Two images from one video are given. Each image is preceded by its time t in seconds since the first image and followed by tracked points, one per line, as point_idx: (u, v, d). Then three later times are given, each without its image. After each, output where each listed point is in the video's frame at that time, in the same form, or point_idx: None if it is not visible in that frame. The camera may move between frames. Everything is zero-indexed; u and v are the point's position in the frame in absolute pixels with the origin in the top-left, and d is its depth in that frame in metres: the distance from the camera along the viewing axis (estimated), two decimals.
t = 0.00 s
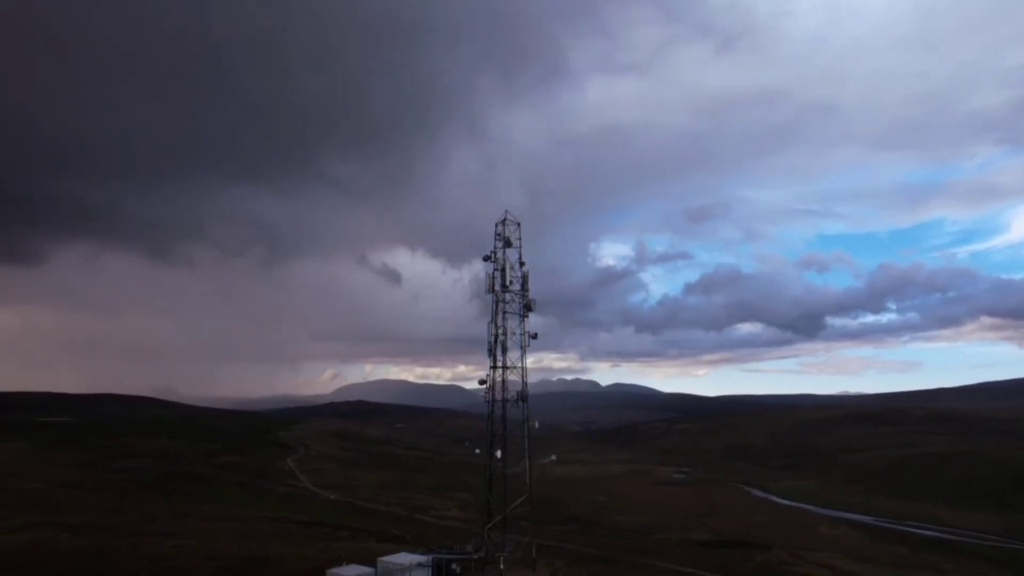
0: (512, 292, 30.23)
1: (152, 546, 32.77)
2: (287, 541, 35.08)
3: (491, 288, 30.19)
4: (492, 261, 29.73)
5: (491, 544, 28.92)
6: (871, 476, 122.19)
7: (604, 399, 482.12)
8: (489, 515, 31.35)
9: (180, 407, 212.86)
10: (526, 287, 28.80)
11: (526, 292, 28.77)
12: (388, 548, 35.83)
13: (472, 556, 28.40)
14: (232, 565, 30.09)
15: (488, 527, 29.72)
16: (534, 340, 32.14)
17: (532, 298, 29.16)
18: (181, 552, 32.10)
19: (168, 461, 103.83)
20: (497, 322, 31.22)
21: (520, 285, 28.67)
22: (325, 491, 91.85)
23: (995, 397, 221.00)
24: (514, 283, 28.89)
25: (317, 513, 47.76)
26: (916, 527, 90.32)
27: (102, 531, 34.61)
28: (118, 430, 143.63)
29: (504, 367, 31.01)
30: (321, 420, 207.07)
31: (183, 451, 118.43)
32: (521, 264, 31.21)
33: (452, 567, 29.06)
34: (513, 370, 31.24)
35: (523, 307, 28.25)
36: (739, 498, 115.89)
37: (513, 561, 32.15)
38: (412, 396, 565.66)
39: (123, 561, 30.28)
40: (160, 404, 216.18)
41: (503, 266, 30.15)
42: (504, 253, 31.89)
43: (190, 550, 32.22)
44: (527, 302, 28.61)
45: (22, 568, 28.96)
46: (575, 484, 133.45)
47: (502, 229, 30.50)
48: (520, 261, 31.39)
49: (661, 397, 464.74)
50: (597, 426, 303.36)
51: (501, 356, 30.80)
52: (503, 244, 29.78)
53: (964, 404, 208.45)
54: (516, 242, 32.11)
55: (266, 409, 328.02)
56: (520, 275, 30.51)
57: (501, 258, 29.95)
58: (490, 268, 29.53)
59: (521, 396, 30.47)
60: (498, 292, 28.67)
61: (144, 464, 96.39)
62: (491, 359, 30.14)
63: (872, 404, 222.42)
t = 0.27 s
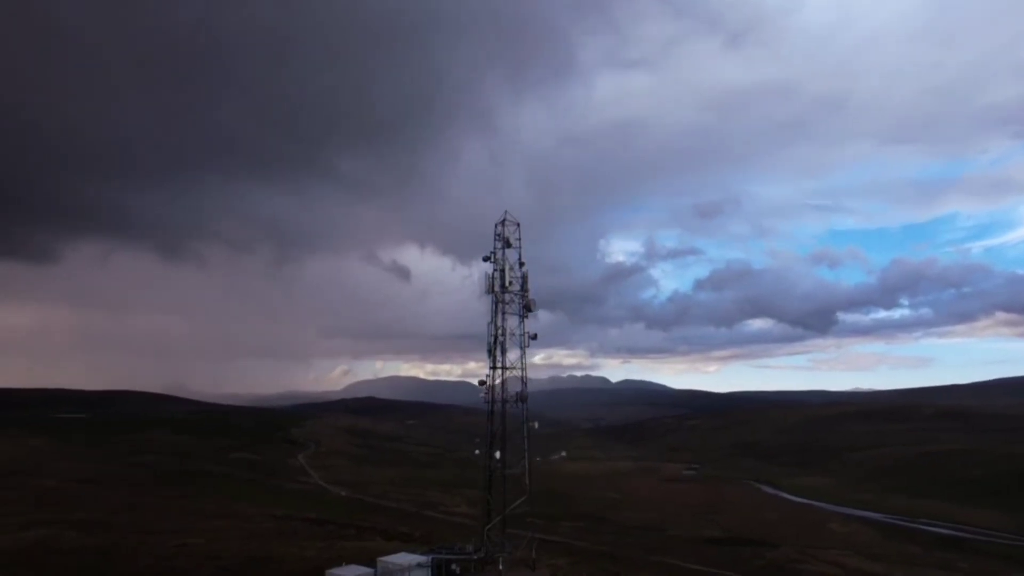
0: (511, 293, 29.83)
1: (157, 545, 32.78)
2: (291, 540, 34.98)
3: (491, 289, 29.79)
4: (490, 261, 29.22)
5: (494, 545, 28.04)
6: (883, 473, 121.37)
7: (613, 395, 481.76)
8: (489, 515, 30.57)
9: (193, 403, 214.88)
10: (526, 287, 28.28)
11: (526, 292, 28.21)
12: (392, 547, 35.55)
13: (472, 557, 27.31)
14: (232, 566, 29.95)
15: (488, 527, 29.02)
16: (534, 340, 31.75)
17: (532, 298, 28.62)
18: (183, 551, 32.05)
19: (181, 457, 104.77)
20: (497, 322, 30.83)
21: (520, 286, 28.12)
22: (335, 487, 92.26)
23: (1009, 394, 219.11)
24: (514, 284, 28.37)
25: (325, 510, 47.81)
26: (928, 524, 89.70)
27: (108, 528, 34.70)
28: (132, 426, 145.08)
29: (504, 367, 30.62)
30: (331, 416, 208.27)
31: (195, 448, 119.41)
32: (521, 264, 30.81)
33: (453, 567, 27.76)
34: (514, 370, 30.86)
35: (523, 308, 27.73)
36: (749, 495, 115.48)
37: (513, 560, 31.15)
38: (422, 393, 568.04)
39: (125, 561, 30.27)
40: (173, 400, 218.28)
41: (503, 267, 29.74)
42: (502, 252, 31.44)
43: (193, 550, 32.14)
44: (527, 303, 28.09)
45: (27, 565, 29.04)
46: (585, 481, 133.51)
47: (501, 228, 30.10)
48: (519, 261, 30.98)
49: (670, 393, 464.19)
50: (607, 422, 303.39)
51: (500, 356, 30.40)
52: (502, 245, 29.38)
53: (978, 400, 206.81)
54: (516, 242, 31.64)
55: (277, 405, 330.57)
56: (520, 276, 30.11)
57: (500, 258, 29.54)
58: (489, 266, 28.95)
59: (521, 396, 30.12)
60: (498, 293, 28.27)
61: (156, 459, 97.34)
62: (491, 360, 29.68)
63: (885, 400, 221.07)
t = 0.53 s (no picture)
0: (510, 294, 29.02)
1: (164, 543, 32.77)
2: (298, 537, 34.82)
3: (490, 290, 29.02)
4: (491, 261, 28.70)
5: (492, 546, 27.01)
6: (898, 469, 120.26)
7: (625, 391, 481.25)
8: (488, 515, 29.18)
9: (208, 399, 217.11)
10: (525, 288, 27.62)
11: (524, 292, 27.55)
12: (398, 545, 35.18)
13: (471, 557, 26.13)
14: (236, 566, 29.78)
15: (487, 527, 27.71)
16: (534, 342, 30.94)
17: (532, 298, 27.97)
18: (189, 549, 31.97)
19: (195, 453, 105.74)
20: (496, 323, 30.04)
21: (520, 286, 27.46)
22: (347, 484, 92.71)
23: None
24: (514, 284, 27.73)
25: (335, 506, 47.84)
26: (943, 521, 88.94)
27: (117, 525, 34.79)
28: (148, 423, 146.75)
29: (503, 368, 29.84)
30: (344, 412, 209.62)
31: (209, 443, 120.52)
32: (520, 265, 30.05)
33: (453, 568, 26.52)
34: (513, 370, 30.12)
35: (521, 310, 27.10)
36: (762, 491, 114.88)
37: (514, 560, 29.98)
38: (434, 389, 570.39)
39: (130, 559, 30.20)
40: (188, 395, 220.64)
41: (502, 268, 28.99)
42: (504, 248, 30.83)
43: (199, 548, 32.06)
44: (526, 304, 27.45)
45: (34, 563, 29.08)
46: (596, 476, 133.42)
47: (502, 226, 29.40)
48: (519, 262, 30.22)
49: (682, 389, 463.13)
50: (618, 418, 303.33)
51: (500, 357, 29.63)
52: (501, 245, 28.65)
53: (995, 396, 204.49)
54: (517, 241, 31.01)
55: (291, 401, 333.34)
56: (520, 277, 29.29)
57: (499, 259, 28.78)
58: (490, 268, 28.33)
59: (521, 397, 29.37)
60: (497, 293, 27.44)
61: (170, 455, 98.38)
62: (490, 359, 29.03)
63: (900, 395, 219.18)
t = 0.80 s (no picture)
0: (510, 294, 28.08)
1: (172, 540, 32.76)
2: (305, 534, 34.65)
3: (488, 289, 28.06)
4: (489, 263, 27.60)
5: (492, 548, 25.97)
6: (913, 466, 119.09)
7: (638, 386, 481.01)
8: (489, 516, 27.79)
9: (223, 395, 219.26)
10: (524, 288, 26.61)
11: (524, 293, 26.55)
12: (406, 543, 34.80)
13: (471, 556, 24.86)
14: (241, 565, 29.62)
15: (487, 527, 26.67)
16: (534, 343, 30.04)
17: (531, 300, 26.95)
18: (196, 547, 31.92)
19: (209, 448, 106.73)
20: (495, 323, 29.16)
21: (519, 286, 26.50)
22: (358, 479, 93.14)
23: None
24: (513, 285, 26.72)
25: (346, 501, 47.83)
26: (958, 518, 88.06)
27: (126, 522, 34.87)
28: (164, 418, 148.42)
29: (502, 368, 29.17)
30: (357, 407, 210.93)
31: (223, 439, 121.57)
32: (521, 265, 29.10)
33: (453, 568, 25.11)
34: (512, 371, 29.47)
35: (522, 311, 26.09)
36: (774, 488, 114.21)
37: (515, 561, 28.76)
38: (446, 384, 572.50)
39: (136, 557, 30.17)
40: (204, 391, 223.14)
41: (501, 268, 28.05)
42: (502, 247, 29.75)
43: (205, 546, 31.97)
44: (525, 306, 26.41)
45: (43, 560, 29.18)
46: (607, 472, 133.33)
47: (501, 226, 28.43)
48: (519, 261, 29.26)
49: (695, 384, 461.84)
50: (631, 413, 303.04)
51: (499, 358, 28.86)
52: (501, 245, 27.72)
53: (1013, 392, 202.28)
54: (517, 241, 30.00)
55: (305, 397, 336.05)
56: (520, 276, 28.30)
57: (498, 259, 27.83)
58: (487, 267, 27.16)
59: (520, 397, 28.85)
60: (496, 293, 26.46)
61: (185, 450, 99.51)
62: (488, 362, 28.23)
63: (915, 391, 217.18)
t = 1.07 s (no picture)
0: (510, 295, 27.41)
1: (180, 537, 32.89)
2: (311, 532, 34.67)
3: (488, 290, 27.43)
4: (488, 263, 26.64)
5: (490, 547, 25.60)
6: (925, 463, 118.15)
7: (648, 382, 480.37)
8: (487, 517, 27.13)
9: (235, 391, 221.21)
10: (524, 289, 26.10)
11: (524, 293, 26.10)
12: (412, 541, 34.65)
13: (471, 557, 24.25)
14: (247, 563, 29.66)
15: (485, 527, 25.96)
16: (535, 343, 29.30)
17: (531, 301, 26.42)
18: (203, 544, 32.02)
19: (222, 445, 107.71)
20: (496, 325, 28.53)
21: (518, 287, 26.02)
22: (369, 475, 93.73)
23: None
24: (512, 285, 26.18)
25: (356, 498, 47.92)
26: (970, 516, 87.35)
27: (136, 519, 35.08)
28: (177, 414, 150.01)
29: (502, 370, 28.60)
30: (368, 404, 211.96)
31: (236, 435, 122.63)
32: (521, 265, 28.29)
33: (452, 567, 24.62)
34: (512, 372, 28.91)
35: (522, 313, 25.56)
36: (785, 484, 113.73)
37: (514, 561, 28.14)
38: (456, 380, 574.16)
39: (145, 555, 30.38)
40: (217, 387, 225.25)
41: (500, 268, 27.39)
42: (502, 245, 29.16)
43: (212, 544, 32.05)
44: (525, 307, 25.90)
45: (52, 557, 29.38)
46: (617, 468, 133.30)
47: (500, 225, 27.52)
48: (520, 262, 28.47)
49: (706, 380, 460.33)
50: (642, 409, 302.89)
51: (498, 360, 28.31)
52: (499, 245, 27.05)
53: None
54: (519, 239, 29.11)
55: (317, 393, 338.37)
56: (520, 277, 27.56)
57: (498, 260, 27.22)
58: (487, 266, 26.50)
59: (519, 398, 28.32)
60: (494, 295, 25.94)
61: (198, 447, 100.44)
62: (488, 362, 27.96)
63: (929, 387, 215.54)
